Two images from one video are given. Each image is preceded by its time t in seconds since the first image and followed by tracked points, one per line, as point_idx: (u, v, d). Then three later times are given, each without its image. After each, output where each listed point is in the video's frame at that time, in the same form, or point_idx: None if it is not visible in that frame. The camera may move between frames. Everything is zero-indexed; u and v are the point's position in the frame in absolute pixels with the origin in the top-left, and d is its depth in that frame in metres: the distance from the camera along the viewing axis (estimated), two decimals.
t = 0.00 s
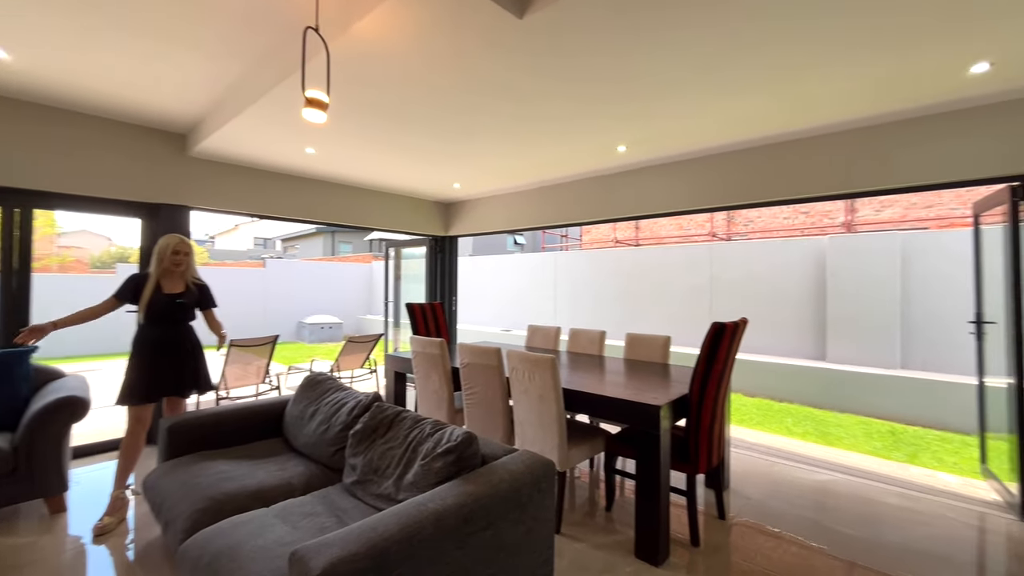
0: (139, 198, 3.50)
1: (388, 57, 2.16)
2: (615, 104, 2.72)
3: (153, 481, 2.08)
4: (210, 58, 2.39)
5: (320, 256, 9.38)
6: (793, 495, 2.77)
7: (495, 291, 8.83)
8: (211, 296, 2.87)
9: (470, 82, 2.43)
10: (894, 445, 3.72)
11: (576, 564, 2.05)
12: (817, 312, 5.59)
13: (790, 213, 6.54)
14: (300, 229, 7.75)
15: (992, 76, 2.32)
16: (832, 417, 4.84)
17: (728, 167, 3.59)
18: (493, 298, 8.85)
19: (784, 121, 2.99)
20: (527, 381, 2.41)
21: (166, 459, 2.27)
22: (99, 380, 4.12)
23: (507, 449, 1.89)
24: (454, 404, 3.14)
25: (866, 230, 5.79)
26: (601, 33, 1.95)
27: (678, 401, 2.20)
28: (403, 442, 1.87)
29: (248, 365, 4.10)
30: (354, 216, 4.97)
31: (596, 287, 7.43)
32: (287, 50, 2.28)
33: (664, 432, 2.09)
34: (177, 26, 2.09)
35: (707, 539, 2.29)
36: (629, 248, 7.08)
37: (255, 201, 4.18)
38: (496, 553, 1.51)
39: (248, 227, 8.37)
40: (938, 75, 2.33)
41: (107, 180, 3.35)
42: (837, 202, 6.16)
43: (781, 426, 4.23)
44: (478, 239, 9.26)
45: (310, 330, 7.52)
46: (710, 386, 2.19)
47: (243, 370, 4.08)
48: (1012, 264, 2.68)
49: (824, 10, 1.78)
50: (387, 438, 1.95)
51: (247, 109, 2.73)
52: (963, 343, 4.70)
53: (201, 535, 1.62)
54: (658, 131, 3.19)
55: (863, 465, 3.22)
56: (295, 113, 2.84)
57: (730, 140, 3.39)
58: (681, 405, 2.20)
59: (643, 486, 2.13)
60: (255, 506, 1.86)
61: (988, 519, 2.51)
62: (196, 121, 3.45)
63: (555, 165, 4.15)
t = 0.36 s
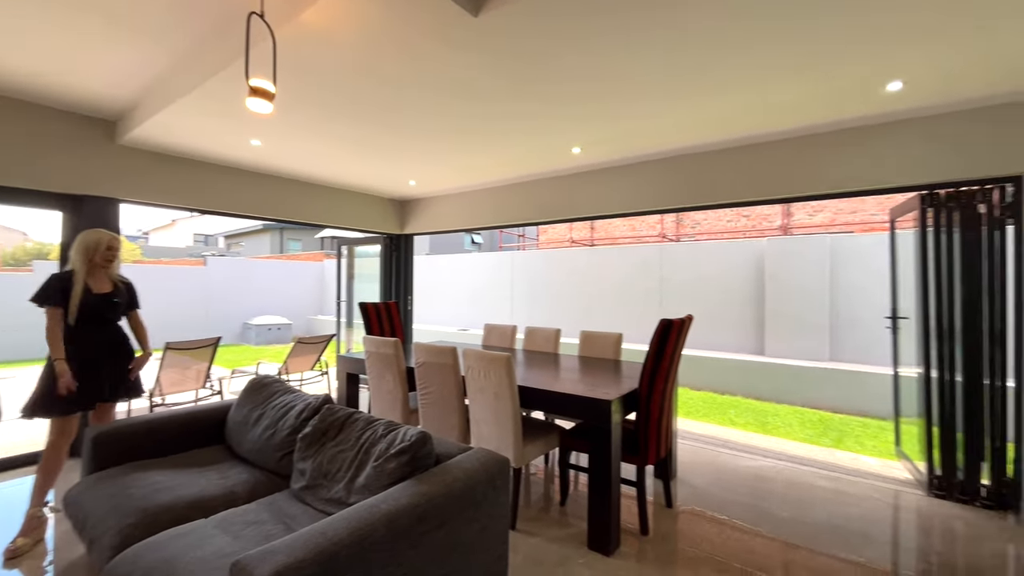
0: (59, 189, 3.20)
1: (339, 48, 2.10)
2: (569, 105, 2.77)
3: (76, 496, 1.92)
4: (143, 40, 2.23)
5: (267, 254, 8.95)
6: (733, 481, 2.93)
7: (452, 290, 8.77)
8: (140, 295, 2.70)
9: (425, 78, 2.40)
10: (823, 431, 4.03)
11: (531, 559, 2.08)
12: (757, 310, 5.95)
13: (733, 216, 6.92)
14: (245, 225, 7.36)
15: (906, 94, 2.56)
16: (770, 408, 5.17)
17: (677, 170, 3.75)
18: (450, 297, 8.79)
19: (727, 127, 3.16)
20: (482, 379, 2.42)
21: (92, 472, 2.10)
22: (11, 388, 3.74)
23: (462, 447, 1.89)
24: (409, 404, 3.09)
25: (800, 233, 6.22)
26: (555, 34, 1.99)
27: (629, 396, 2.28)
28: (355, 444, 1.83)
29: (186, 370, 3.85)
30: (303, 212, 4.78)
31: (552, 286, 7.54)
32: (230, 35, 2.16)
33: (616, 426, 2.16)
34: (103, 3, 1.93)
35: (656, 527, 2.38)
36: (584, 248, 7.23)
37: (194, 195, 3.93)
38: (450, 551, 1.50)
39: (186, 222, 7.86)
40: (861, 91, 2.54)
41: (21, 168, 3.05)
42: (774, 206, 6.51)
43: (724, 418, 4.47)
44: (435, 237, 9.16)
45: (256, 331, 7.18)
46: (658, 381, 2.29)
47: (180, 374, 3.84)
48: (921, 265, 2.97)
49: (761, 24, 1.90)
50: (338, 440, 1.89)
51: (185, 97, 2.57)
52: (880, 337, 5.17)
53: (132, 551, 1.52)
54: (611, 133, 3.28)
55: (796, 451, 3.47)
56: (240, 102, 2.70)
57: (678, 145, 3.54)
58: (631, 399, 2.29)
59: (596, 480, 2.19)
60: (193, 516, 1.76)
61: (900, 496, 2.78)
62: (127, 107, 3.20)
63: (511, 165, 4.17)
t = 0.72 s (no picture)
0: None
1: (289, 45, 2.05)
2: (522, 111, 2.84)
3: None
4: (69, 25, 2.08)
5: (207, 253, 8.46)
6: (676, 471, 3.11)
7: (407, 291, 8.65)
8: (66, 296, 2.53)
9: (379, 78, 2.39)
10: (757, 421, 4.33)
11: (484, 555, 2.12)
12: (700, 309, 6.29)
13: (679, 220, 7.27)
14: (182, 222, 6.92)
15: (825, 114, 2.81)
16: (711, 401, 5.48)
17: (625, 176, 3.92)
18: (405, 298, 8.66)
19: (670, 138, 3.34)
20: (436, 380, 2.43)
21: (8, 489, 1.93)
22: None
23: (415, 448, 1.90)
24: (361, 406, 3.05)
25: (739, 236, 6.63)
26: (507, 43, 2.04)
27: (578, 392, 2.37)
28: (304, 448, 1.79)
29: (115, 378, 3.60)
30: (248, 211, 4.58)
31: (507, 287, 7.62)
32: (169, 26, 2.06)
33: (566, 422, 2.24)
34: None
35: (604, 518, 2.49)
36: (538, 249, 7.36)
37: (125, 190, 3.67)
38: (403, 550, 1.52)
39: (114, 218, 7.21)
40: (787, 109, 2.77)
41: None
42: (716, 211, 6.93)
43: (670, 411, 4.70)
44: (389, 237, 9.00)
45: (194, 336, 6.80)
46: (606, 377, 2.39)
47: (109, 383, 3.58)
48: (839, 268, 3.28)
49: (699, 44, 2.05)
50: (286, 445, 1.85)
51: (117, 86, 2.42)
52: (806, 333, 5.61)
53: (58, 570, 1.42)
54: (563, 139, 3.39)
55: (733, 440, 3.71)
56: (179, 95, 2.57)
57: (626, 152, 3.70)
58: (581, 395, 2.38)
59: (547, 474, 2.26)
60: (128, 531, 1.67)
61: (821, 477, 3.05)
62: (47, 94, 2.95)
63: (466, 167, 4.20)
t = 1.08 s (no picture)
0: None
1: (229, 34, 1.99)
2: (474, 111, 2.88)
3: None
4: None
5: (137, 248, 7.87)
6: (620, 461, 3.26)
7: (358, 289, 8.44)
8: None
9: (326, 72, 2.35)
10: (697, 412, 4.61)
11: (433, 549, 2.15)
12: (647, 306, 6.58)
13: (628, 221, 7.55)
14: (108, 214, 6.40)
15: (755, 125, 3.04)
16: (655, 394, 5.76)
17: (574, 178, 4.03)
18: (356, 296, 8.45)
19: (616, 143, 3.49)
20: (386, 379, 2.42)
21: None
22: None
23: (363, 446, 1.90)
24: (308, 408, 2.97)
25: (683, 237, 6.98)
26: (457, 44, 2.07)
27: (526, 388, 2.45)
28: (246, 451, 1.75)
29: (29, 384, 3.30)
30: (184, 204, 4.32)
31: (461, 285, 7.62)
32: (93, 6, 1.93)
33: (514, 416, 2.31)
34: None
35: (551, 508, 2.59)
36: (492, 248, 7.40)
37: (41, 180, 3.37)
38: (349, 548, 1.52)
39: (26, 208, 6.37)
40: (721, 119, 2.97)
41: None
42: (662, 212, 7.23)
43: (617, 405, 4.90)
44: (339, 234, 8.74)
45: (123, 338, 6.32)
46: (553, 373, 2.48)
47: (22, 390, 3.28)
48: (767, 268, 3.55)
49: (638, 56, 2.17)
50: (226, 448, 1.79)
51: (32, 68, 2.23)
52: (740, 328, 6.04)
53: None
54: (515, 140, 3.45)
55: (674, 430, 3.93)
56: (104, 81, 2.41)
57: (576, 155, 3.82)
58: (529, 391, 2.45)
59: (496, 468, 2.32)
60: (47, 545, 1.56)
61: (751, 461, 3.30)
62: None
63: (419, 164, 4.17)
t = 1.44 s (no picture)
0: None
1: (152, 17, 1.86)
2: (420, 108, 2.86)
3: None
4: None
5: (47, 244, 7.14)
6: (565, 454, 3.35)
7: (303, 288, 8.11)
8: None
9: (263, 62, 2.25)
10: (639, 405, 4.82)
11: (377, 551, 2.13)
12: (594, 304, 6.78)
13: (577, 221, 7.74)
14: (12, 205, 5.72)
15: (690, 133, 3.22)
16: (602, 388, 5.96)
17: (522, 178, 4.08)
18: (299, 296, 8.13)
19: (563, 145, 3.57)
20: (328, 380, 2.36)
21: None
22: None
23: (302, 449, 1.84)
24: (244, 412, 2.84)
25: (629, 237, 7.24)
26: (401, 40, 2.05)
27: (473, 385, 2.47)
28: (173, 460, 1.65)
29: None
30: (102, 197, 3.98)
31: (411, 283, 7.51)
32: None
33: (461, 414, 2.32)
34: None
35: (498, 503, 2.63)
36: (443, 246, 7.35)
37: None
38: (287, 554, 1.48)
39: None
40: (660, 125, 3.12)
41: None
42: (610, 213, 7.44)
43: (565, 400, 5.02)
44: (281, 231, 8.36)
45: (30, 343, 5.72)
46: (500, 369, 2.52)
47: None
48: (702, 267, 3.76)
49: (580, 61, 2.24)
50: (150, 458, 1.69)
51: None
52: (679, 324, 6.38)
53: None
54: (463, 139, 3.46)
55: (618, 423, 4.09)
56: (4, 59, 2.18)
57: (524, 155, 3.87)
58: (476, 389, 2.48)
59: (442, 466, 2.32)
60: None
61: (687, 449, 3.50)
62: None
63: (365, 160, 4.07)
